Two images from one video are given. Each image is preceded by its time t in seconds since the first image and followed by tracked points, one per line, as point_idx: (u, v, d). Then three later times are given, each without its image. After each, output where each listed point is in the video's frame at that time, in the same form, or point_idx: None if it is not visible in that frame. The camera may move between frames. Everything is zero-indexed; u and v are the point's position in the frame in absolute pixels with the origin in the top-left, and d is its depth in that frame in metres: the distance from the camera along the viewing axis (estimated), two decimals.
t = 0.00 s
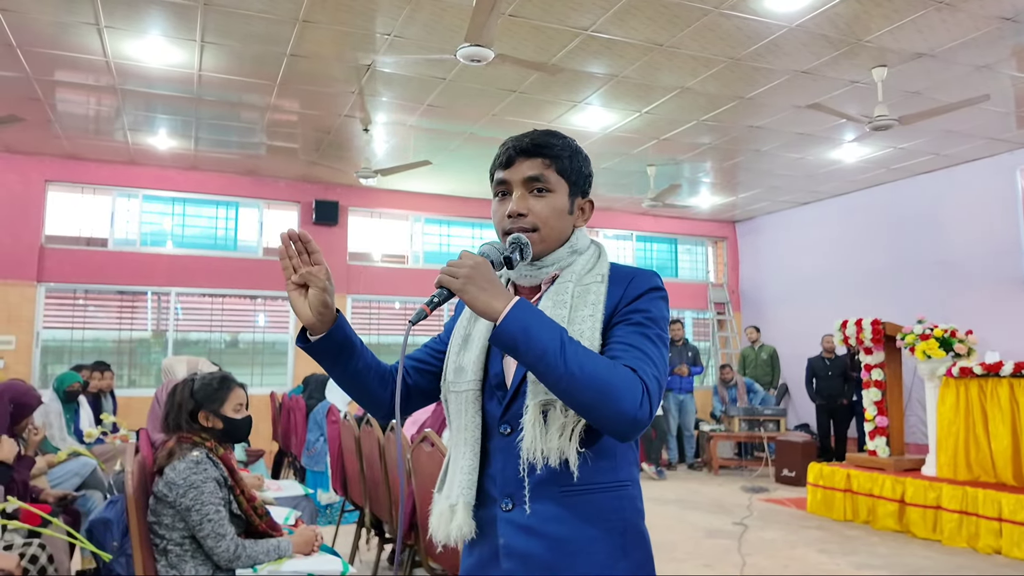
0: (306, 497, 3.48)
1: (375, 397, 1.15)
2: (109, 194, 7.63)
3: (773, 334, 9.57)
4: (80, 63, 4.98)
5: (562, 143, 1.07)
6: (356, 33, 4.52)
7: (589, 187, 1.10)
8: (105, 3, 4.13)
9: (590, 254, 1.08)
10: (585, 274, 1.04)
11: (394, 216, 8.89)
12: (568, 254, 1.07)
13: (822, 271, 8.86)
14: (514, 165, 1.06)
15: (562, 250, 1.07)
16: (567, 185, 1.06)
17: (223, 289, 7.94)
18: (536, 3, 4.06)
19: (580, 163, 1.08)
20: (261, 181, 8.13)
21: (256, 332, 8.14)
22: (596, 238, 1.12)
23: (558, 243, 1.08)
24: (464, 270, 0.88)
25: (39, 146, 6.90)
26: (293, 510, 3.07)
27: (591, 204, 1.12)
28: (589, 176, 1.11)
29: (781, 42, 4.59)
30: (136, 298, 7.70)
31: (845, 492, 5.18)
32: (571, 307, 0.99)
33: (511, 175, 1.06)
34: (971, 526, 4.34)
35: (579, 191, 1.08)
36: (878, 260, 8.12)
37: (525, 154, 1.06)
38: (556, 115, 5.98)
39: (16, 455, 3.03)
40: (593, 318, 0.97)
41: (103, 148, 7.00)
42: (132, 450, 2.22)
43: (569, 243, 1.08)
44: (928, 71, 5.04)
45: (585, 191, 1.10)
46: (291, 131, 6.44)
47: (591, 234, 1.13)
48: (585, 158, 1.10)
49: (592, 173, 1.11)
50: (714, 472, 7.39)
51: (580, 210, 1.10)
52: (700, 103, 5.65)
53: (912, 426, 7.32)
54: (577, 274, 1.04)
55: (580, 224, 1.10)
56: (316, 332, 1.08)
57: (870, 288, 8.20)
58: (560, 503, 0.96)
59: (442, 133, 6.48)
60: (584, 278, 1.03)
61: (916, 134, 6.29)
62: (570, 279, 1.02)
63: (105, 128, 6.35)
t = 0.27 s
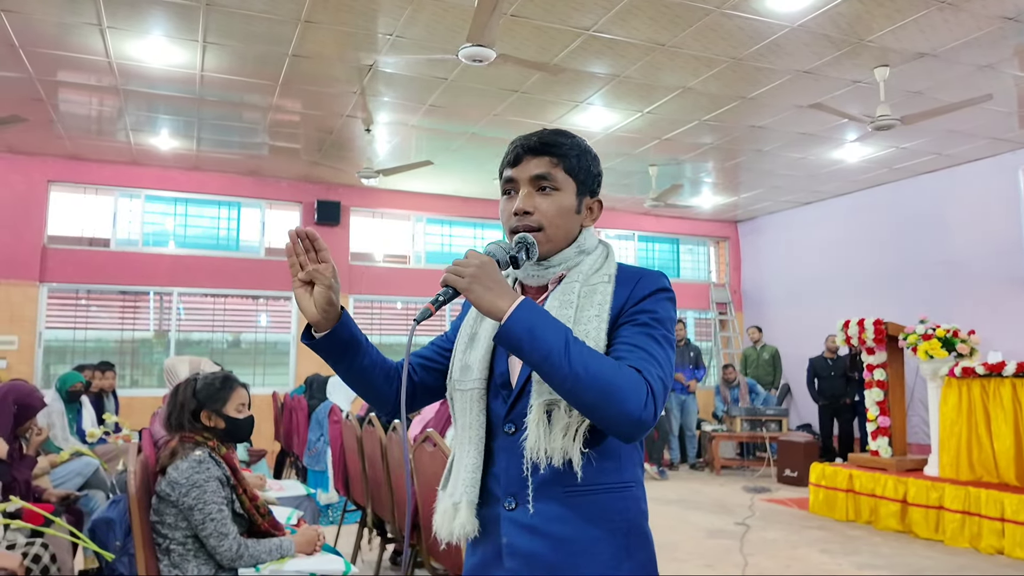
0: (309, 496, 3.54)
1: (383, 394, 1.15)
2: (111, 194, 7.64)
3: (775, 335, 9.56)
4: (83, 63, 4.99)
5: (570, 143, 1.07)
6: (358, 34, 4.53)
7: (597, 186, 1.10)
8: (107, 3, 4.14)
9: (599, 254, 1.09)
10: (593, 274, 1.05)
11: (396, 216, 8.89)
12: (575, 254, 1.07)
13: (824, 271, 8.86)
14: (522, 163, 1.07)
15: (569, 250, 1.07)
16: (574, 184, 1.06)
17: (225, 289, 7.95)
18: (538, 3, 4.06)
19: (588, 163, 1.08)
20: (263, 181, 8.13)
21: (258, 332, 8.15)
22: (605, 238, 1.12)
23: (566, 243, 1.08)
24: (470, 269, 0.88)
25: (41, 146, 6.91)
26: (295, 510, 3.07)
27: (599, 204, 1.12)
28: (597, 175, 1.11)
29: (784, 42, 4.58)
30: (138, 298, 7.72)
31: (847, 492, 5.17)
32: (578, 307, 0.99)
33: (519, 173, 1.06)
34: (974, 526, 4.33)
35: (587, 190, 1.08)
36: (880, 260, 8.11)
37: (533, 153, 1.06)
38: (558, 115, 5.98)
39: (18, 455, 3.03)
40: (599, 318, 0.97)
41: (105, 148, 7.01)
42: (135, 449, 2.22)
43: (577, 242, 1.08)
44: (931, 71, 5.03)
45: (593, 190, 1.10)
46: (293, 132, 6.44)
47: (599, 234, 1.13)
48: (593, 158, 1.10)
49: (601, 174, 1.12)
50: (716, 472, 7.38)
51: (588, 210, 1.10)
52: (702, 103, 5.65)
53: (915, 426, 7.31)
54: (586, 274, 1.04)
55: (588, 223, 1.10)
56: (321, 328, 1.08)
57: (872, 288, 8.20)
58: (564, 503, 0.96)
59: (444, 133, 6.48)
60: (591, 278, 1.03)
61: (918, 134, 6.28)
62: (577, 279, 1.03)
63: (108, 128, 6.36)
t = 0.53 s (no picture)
0: (311, 497, 3.51)
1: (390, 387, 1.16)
2: (113, 194, 7.65)
3: (777, 334, 9.55)
4: (84, 64, 5.00)
5: (571, 137, 1.08)
6: (359, 34, 4.53)
7: (605, 182, 1.09)
8: (109, 3, 4.14)
9: (606, 252, 1.08)
10: (597, 271, 1.04)
11: (397, 216, 8.90)
12: (580, 250, 1.07)
13: (826, 271, 8.85)
14: (524, 159, 1.08)
15: (574, 246, 1.07)
16: (576, 178, 1.06)
17: (227, 289, 7.96)
18: (539, 3, 4.06)
19: (593, 158, 1.08)
20: (264, 181, 8.14)
21: (260, 332, 8.15)
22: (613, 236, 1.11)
23: (571, 239, 1.08)
24: (468, 262, 0.89)
25: (43, 147, 6.92)
26: (296, 510, 3.07)
27: (607, 201, 1.10)
28: (605, 172, 1.10)
29: (785, 41, 4.58)
30: (140, 298, 7.73)
31: (849, 492, 5.17)
32: (579, 303, 0.99)
33: (520, 168, 1.08)
34: (976, 527, 4.32)
35: (591, 185, 1.07)
36: (882, 259, 8.10)
37: (536, 148, 1.08)
38: (560, 115, 5.98)
39: (19, 454, 3.04)
40: (600, 315, 0.97)
41: (107, 148, 7.02)
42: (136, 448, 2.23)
43: (582, 240, 1.08)
44: (933, 70, 5.02)
45: (600, 187, 1.09)
46: (294, 132, 6.45)
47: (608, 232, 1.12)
48: (598, 152, 1.10)
49: (610, 171, 1.11)
50: (717, 472, 7.37)
51: (594, 206, 1.09)
52: (704, 103, 5.64)
53: (917, 426, 7.30)
54: (590, 271, 1.03)
55: (594, 219, 1.09)
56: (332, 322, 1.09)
57: (874, 288, 8.19)
58: (558, 501, 0.95)
59: (445, 133, 6.48)
60: (595, 275, 1.03)
61: (920, 134, 6.27)
62: (581, 276, 1.03)
63: (109, 128, 6.37)
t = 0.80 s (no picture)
0: (312, 495, 3.48)
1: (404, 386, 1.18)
2: (115, 194, 7.66)
3: (779, 334, 9.55)
4: (86, 63, 5.01)
5: (575, 136, 1.08)
6: (361, 33, 4.53)
7: (610, 180, 1.09)
8: (110, 3, 4.15)
9: (610, 251, 1.07)
10: (597, 270, 1.04)
11: (399, 216, 8.90)
12: (584, 249, 1.07)
13: (828, 271, 8.84)
14: (529, 158, 1.10)
15: (577, 244, 1.07)
16: (579, 176, 1.06)
17: (228, 289, 7.97)
18: (541, 2, 4.06)
19: (597, 156, 1.08)
20: (266, 181, 8.15)
21: (261, 332, 8.16)
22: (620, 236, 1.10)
23: (575, 237, 1.08)
24: (460, 253, 0.91)
25: (45, 146, 6.93)
26: (298, 508, 3.08)
27: (614, 198, 1.10)
28: (611, 170, 1.09)
29: (786, 41, 4.58)
30: (142, 298, 7.74)
31: (851, 491, 5.16)
32: (574, 301, 0.99)
33: (525, 167, 1.09)
34: (978, 526, 4.32)
35: (595, 183, 1.07)
36: (884, 259, 8.09)
37: (540, 148, 1.09)
38: (561, 115, 5.99)
39: (22, 453, 3.05)
40: (593, 313, 0.96)
41: (109, 148, 7.03)
42: (138, 446, 2.24)
43: (587, 239, 1.08)
44: (934, 70, 5.02)
45: (604, 184, 1.08)
46: (296, 131, 6.45)
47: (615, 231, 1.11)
48: (604, 151, 1.09)
49: (616, 169, 1.10)
50: (719, 471, 7.37)
51: (599, 203, 1.09)
52: (706, 102, 5.64)
53: (918, 425, 7.30)
54: (590, 269, 1.03)
55: (599, 217, 1.08)
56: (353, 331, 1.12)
57: (875, 287, 8.18)
58: (542, 498, 0.95)
59: (447, 133, 6.49)
60: (595, 273, 1.03)
61: (921, 133, 6.27)
62: (579, 274, 1.03)
63: (111, 128, 6.38)
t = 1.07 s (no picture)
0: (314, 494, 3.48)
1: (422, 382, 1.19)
2: (117, 194, 7.67)
3: (781, 334, 9.54)
4: (89, 64, 5.02)
5: (564, 136, 1.09)
6: (363, 33, 4.54)
7: (602, 177, 1.08)
8: (113, 3, 4.15)
9: (604, 249, 1.06)
10: (586, 268, 1.03)
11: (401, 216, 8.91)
12: (576, 248, 1.07)
13: (829, 271, 8.84)
14: (522, 161, 1.11)
15: (570, 243, 1.07)
16: (569, 174, 1.07)
17: (231, 289, 7.98)
18: (543, 2, 4.07)
19: (588, 153, 1.08)
20: (268, 181, 8.16)
21: (263, 332, 8.17)
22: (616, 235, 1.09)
23: (569, 236, 1.08)
24: (437, 250, 0.93)
25: (47, 147, 6.94)
26: (300, 507, 3.09)
27: (607, 194, 1.09)
28: (604, 166, 1.09)
29: (788, 41, 4.58)
30: (144, 298, 7.75)
31: (853, 491, 5.16)
32: (558, 298, 0.98)
33: (517, 170, 1.10)
34: (980, 526, 4.32)
35: (586, 180, 1.07)
36: (885, 259, 8.09)
37: (531, 150, 1.10)
38: (563, 115, 5.99)
39: (25, 452, 3.05)
40: (573, 311, 0.96)
41: (111, 148, 7.04)
42: (142, 446, 2.23)
43: (580, 237, 1.07)
44: (936, 70, 5.02)
45: (597, 180, 1.07)
46: (298, 131, 6.46)
47: (612, 230, 1.10)
48: (596, 148, 1.09)
49: (609, 165, 1.09)
50: (720, 472, 7.37)
51: (592, 200, 1.08)
52: (707, 102, 5.64)
53: (920, 426, 7.30)
54: (578, 267, 1.03)
55: (592, 215, 1.08)
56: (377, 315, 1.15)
57: (877, 287, 8.18)
58: (522, 497, 0.94)
59: (448, 133, 6.49)
60: (582, 271, 1.02)
61: (923, 133, 6.27)
62: (566, 272, 1.02)
63: (114, 128, 6.39)
